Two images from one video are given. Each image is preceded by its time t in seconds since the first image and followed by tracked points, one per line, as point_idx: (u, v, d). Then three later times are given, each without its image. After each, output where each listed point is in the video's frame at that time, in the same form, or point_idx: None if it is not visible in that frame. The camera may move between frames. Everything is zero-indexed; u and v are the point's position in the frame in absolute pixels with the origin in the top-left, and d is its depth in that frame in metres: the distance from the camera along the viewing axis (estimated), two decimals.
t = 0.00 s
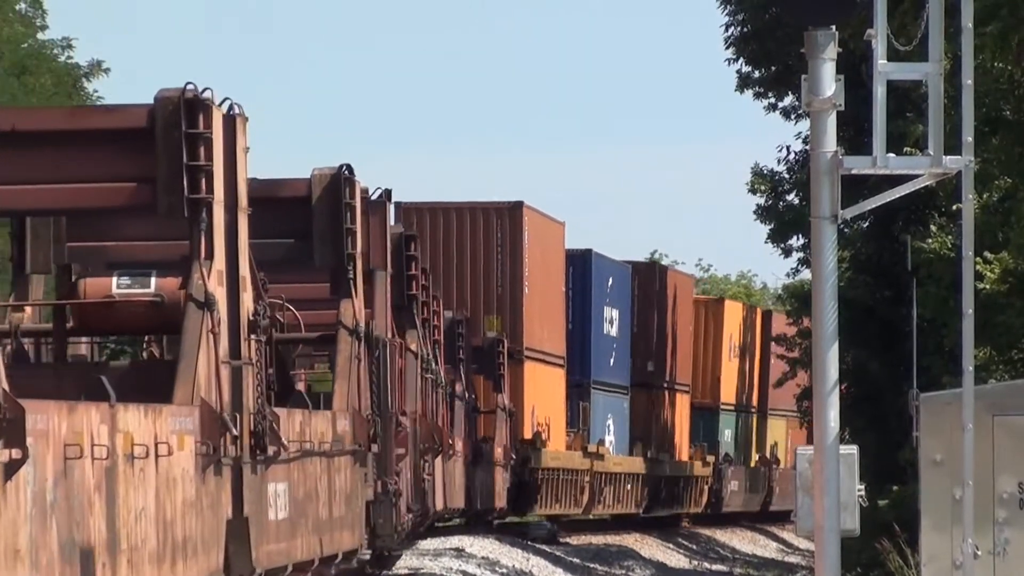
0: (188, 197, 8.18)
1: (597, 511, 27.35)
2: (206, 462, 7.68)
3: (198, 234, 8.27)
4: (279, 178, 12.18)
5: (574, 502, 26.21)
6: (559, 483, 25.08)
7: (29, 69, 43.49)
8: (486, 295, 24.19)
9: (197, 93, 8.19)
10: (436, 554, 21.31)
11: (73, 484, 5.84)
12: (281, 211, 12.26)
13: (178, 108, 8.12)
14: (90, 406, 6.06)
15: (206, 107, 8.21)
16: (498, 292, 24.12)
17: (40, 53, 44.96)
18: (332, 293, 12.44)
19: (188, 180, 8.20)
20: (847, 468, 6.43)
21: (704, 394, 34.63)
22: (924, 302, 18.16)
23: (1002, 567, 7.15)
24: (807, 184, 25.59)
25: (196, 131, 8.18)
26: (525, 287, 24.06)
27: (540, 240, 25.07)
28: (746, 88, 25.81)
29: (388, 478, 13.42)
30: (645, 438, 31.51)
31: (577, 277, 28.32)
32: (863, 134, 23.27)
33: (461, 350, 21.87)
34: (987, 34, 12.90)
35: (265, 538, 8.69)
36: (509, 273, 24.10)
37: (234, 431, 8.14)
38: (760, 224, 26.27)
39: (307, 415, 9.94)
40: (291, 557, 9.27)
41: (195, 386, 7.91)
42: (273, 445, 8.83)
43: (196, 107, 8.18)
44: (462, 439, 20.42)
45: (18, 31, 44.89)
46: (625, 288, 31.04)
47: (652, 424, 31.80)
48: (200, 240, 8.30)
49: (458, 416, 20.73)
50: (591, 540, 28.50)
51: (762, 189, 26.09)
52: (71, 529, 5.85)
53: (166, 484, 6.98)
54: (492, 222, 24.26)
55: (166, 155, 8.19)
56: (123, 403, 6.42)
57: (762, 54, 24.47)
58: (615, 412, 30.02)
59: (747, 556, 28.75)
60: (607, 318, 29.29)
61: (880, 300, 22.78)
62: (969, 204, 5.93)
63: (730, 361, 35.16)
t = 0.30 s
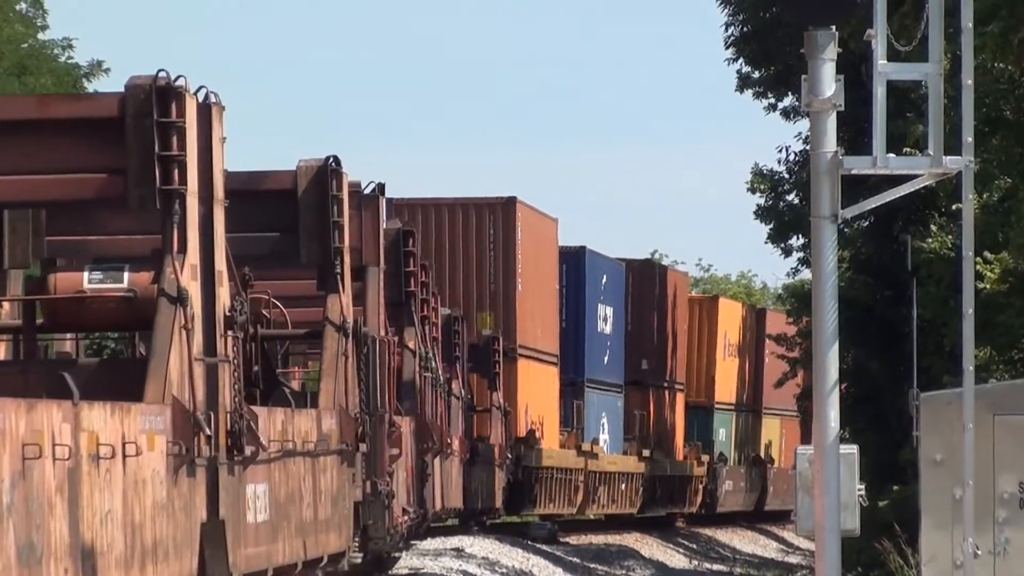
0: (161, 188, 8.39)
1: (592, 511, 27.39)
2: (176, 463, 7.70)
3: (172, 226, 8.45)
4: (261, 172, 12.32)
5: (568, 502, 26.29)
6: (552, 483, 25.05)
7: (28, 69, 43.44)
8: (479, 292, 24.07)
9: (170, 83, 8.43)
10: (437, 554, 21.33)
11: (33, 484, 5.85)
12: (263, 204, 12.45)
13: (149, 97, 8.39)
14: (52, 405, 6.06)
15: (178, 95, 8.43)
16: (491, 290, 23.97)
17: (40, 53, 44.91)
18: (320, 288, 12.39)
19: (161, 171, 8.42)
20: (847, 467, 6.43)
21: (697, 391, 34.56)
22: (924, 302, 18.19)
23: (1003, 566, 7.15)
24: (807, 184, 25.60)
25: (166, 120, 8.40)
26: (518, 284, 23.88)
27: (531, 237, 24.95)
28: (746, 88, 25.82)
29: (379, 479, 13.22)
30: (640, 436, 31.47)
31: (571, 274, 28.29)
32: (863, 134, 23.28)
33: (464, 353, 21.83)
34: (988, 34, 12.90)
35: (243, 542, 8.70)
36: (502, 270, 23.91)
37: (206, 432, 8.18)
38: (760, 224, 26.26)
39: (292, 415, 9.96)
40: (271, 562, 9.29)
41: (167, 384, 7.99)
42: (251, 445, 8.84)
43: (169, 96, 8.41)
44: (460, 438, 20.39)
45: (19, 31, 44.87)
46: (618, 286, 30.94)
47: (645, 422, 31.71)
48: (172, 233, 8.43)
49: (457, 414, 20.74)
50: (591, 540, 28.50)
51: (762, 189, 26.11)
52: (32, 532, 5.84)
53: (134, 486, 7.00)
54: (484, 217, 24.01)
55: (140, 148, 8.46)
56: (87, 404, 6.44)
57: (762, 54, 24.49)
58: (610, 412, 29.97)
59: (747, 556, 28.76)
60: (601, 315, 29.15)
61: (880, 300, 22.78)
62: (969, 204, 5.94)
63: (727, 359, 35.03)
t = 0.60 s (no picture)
0: (129, 179, 8.04)
1: (587, 511, 27.44)
2: (146, 464, 7.61)
3: (141, 219, 8.10)
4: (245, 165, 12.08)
5: (564, 502, 26.30)
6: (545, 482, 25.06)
7: (28, 69, 43.47)
8: (472, 290, 23.98)
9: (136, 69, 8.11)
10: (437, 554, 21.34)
11: None
12: (243, 195, 12.19)
13: (120, 83, 8.10)
14: (11, 405, 5.97)
15: (149, 83, 8.10)
16: (484, 288, 23.91)
17: (40, 53, 44.96)
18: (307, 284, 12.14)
19: (130, 161, 8.08)
20: (847, 468, 6.43)
21: (693, 391, 34.34)
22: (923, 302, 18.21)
23: (1003, 567, 7.15)
24: (807, 184, 25.60)
25: (136, 108, 8.08)
26: (511, 282, 23.86)
27: (525, 234, 24.89)
28: (747, 87, 25.81)
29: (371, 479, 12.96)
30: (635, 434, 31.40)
31: (564, 272, 28.14)
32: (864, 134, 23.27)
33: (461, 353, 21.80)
34: (988, 35, 12.91)
35: (221, 546, 8.61)
36: (495, 268, 23.89)
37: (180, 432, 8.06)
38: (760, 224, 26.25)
39: (274, 415, 9.90)
40: (251, 565, 9.20)
41: (137, 381, 7.78)
42: (229, 446, 8.71)
43: (140, 83, 8.10)
44: (458, 438, 20.37)
45: (19, 31, 44.92)
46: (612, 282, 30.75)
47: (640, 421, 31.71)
48: (141, 226, 8.10)
49: (454, 414, 20.73)
50: (591, 540, 28.52)
51: (763, 189, 26.11)
52: None
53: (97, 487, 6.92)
54: (478, 214, 24.05)
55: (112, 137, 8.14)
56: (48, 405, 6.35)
57: (761, 54, 24.48)
58: (603, 410, 29.96)
59: (748, 556, 28.79)
60: (595, 314, 29.12)
61: (880, 300, 22.77)
62: (968, 205, 5.93)
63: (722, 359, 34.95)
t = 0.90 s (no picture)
0: (97, 170, 7.66)
1: (581, 511, 27.45)
2: (112, 466, 7.15)
3: (109, 211, 7.71)
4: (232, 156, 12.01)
5: (558, 502, 26.31)
6: (539, 481, 25.09)
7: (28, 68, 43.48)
8: (468, 288, 23.99)
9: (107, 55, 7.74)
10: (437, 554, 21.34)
11: None
12: (234, 189, 12.10)
13: (86, 70, 7.70)
14: None
15: (117, 69, 7.75)
16: (479, 286, 23.91)
17: (40, 53, 45.00)
18: (292, 282, 12.08)
19: (98, 151, 7.69)
20: (846, 468, 6.44)
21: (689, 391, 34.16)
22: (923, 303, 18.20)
23: (1002, 567, 7.15)
24: (807, 185, 25.59)
25: (104, 96, 7.69)
26: (507, 280, 23.80)
27: (520, 232, 24.87)
28: (746, 88, 25.82)
29: (357, 480, 12.73)
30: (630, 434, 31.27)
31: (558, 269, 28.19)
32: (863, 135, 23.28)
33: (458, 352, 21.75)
34: (987, 37, 12.91)
35: (193, 550, 8.22)
36: (490, 266, 23.86)
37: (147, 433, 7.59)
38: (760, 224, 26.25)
39: (254, 416, 9.46)
40: (228, 571, 8.81)
41: (103, 378, 7.32)
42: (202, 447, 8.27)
43: (107, 70, 7.72)
44: (455, 437, 20.35)
45: (19, 31, 44.94)
46: (606, 281, 30.69)
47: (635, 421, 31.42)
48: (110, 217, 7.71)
49: (451, 413, 20.69)
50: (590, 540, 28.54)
51: (762, 190, 26.08)
52: None
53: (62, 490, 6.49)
54: (473, 211, 23.95)
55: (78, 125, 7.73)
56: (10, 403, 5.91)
57: (761, 54, 24.48)
58: (598, 409, 29.91)
59: (747, 556, 28.80)
60: (589, 312, 29.09)
61: (880, 300, 22.78)
62: (968, 205, 5.94)
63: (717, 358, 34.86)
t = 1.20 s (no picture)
0: (59, 158, 7.13)
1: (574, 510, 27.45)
2: (74, 467, 6.58)
3: (72, 201, 7.18)
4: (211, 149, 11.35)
5: (551, 502, 26.30)
6: (534, 481, 25.11)
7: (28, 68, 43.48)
8: (463, 286, 23.95)
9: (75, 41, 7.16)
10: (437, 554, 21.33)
11: None
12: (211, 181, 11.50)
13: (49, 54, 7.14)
14: None
15: (82, 54, 7.17)
16: (474, 283, 23.88)
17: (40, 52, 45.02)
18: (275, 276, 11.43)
19: (60, 138, 7.15)
20: (846, 467, 6.43)
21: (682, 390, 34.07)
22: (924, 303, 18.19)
23: (1002, 566, 7.15)
24: (807, 184, 25.59)
25: (67, 81, 7.14)
26: (501, 277, 23.79)
27: (515, 228, 24.87)
28: (747, 88, 25.82)
29: (344, 481, 12.41)
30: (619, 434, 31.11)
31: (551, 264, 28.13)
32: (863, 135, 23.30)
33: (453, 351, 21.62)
34: (986, 36, 12.90)
35: (165, 554, 7.65)
36: (485, 261, 23.86)
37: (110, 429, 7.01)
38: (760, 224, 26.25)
39: (230, 415, 8.87)
40: (202, 575, 8.19)
41: (65, 375, 6.80)
42: (173, 445, 7.65)
43: (71, 54, 7.16)
44: (452, 436, 20.32)
45: (19, 30, 44.93)
46: (599, 279, 30.63)
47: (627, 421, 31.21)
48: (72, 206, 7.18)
49: (448, 411, 20.64)
50: (590, 540, 28.53)
51: (762, 190, 26.08)
52: None
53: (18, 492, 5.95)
54: (467, 207, 24.04)
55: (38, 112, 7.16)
56: None
57: (761, 54, 24.47)
58: (591, 408, 29.80)
59: (747, 556, 28.82)
60: (582, 310, 29.09)
61: (880, 300, 22.78)
62: (967, 205, 5.95)
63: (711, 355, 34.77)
